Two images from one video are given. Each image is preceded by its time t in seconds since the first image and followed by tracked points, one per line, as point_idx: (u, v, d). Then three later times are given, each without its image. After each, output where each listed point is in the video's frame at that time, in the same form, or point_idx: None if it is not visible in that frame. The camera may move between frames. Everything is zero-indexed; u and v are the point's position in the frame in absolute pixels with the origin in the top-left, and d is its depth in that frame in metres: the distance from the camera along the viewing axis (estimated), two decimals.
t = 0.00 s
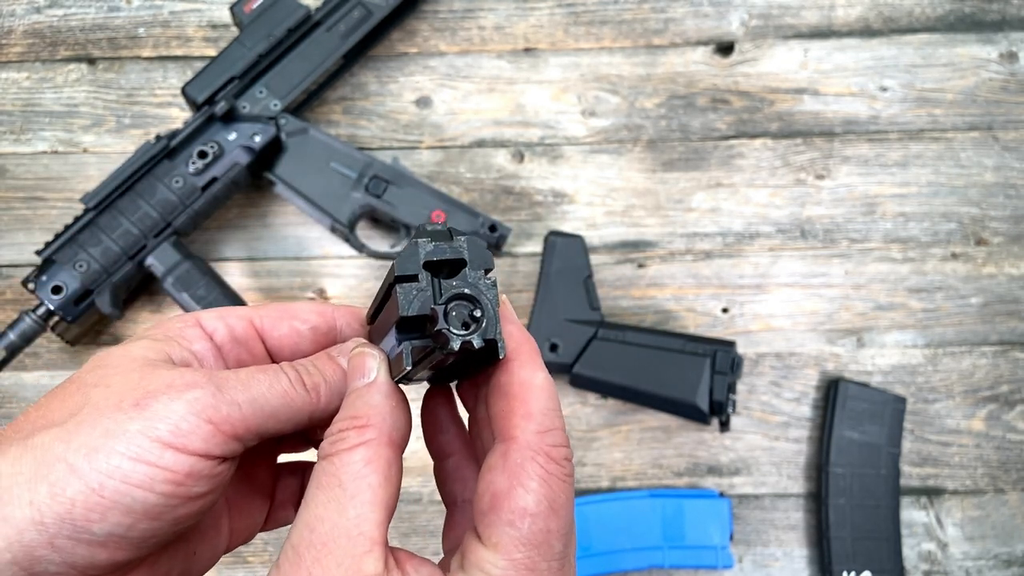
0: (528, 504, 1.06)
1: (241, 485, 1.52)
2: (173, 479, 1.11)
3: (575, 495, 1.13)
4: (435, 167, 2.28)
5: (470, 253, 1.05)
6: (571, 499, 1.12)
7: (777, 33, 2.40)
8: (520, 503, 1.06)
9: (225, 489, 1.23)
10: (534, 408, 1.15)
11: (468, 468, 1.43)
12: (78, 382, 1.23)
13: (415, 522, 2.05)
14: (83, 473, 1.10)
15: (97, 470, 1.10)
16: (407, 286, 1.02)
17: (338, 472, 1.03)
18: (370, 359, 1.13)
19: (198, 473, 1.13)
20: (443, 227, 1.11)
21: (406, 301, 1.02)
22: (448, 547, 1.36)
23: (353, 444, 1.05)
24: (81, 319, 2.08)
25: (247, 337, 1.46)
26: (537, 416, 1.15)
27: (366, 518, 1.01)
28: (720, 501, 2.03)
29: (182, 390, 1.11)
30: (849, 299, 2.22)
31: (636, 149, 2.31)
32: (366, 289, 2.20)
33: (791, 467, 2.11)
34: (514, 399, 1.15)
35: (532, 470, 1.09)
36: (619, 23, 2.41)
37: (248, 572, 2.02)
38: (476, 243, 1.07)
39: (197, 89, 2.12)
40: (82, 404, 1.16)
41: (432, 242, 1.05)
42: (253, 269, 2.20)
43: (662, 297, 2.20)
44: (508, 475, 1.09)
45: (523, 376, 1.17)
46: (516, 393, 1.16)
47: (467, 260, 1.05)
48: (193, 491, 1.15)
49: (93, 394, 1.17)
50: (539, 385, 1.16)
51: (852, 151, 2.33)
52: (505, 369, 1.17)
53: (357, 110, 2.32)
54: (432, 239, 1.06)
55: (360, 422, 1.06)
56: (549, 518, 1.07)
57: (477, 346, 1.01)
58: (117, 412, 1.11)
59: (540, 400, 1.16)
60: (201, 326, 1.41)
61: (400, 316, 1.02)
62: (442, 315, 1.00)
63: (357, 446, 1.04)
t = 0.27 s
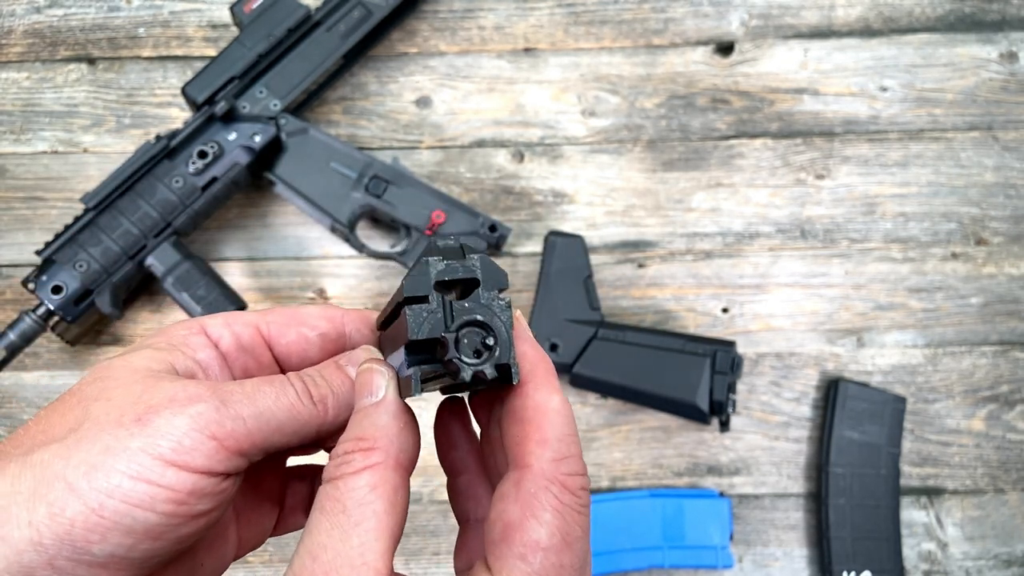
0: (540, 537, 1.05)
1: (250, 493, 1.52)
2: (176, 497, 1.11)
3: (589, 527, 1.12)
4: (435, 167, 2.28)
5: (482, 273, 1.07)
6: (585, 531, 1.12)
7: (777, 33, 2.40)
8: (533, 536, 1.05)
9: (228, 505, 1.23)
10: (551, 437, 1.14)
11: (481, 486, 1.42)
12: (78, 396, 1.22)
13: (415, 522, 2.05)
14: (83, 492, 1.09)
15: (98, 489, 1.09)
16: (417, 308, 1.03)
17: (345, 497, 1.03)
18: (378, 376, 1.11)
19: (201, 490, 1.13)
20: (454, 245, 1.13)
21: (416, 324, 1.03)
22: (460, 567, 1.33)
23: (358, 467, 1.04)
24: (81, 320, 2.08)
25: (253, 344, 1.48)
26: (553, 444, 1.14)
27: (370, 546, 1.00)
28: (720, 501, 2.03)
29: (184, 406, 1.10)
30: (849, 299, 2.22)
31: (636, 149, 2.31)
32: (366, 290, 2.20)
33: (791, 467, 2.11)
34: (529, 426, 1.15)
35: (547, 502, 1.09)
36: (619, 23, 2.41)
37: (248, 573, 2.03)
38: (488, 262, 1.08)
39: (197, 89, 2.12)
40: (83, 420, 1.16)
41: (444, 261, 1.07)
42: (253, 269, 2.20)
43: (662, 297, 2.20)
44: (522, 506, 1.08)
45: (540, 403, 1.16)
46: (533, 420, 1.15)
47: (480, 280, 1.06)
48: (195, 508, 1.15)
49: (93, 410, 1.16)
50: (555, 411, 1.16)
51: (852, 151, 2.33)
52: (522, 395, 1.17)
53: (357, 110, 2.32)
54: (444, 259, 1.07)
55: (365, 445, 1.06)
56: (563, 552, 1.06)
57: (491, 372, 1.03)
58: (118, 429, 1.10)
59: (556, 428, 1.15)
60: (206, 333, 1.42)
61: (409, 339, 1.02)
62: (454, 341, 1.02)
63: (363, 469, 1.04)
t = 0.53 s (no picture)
0: (562, 553, 1.07)
1: (267, 504, 1.52)
2: (198, 509, 1.11)
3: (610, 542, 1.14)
4: (436, 167, 2.28)
5: (504, 287, 1.05)
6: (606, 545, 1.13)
7: (777, 33, 2.40)
8: (554, 552, 1.07)
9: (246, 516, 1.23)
10: (572, 453, 1.15)
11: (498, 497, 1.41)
12: (99, 406, 1.22)
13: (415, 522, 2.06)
14: (106, 503, 1.08)
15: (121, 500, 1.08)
16: (438, 322, 1.01)
17: (364, 510, 1.03)
18: (399, 388, 1.11)
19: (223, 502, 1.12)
20: (475, 256, 1.10)
21: (437, 338, 1.01)
22: None
23: (378, 480, 1.05)
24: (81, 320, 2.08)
25: (273, 355, 1.48)
26: (574, 459, 1.15)
27: (390, 559, 1.00)
28: (720, 501, 2.03)
29: (207, 417, 1.10)
30: (849, 299, 2.22)
31: (636, 149, 2.31)
32: (366, 290, 2.20)
33: (790, 467, 2.11)
34: (551, 440, 1.16)
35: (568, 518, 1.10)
36: (619, 23, 2.41)
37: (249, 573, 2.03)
38: (511, 276, 1.06)
39: (196, 89, 2.11)
40: (104, 431, 1.15)
41: (466, 275, 1.04)
42: (253, 269, 2.21)
43: (662, 297, 2.20)
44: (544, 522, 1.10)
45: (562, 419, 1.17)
46: (554, 436, 1.16)
47: (502, 295, 1.04)
48: (217, 520, 1.15)
49: (115, 421, 1.15)
50: (577, 426, 1.17)
51: (852, 151, 2.33)
52: (544, 410, 1.17)
53: (357, 110, 2.32)
54: (465, 272, 1.05)
55: (384, 457, 1.06)
56: (584, 568, 1.08)
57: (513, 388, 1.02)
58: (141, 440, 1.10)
59: (578, 443, 1.16)
60: (224, 343, 1.41)
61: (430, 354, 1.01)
62: (477, 359, 1.00)
63: (383, 482, 1.05)
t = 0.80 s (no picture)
0: (575, 565, 1.07)
1: (282, 506, 1.52)
2: (213, 513, 1.10)
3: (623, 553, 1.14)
4: (436, 167, 2.28)
5: (520, 297, 1.05)
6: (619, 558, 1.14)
7: (777, 33, 2.40)
8: (567, 563, 1.07)
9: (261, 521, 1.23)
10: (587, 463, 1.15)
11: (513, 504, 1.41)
12: (115, 411, 1.21)
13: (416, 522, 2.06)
14: (122, 507, 1.08)
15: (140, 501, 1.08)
16: (454, 333, 1.01)
17: (378, 519, 1.03)
18: (412, 396, 1.11)
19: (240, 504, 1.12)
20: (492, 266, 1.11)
21: (453, 349, 1.01)
22: None
23: (392, 488, 1.05)
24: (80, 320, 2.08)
25: (287, 359, 1.48)
26: (588, 470, 1.15)
27: (402, 569, 0.99)
28: (720, 501, 2.03)
29: (222, 421, 1.10)
30: (849, 299, 2.22)
31: (635, 149, 2.31)
32: (366, 290, 2.20)
33: (790, 467, 2.11)
34: (565, 450, 1.16)
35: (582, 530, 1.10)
36: (619, 23, 2.41)
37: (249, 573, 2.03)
38: (526, 286, 1.06)
39: (196, 89, 2.11)
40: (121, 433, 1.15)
41: (481, 285, 1.04)
42: (253, 269, 2.21)
43: (663, 297, 2.20)
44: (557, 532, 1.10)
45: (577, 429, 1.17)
46: (569, 446, 1.16)
47: (517, 304, 1.04)
48: (232, 523, 1.14)
49: (132, 425, 1.15)
50: (591, 436, 1.16)
51: (852, 151, 2.33)
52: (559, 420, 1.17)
53: (357, 110, 2.32)
54: (481, 282, 1.05)
55: (399, 466, 1.07)
56: None
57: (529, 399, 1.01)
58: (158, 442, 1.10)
59: (592, 453, 1.16)
60: (241, 348, 1.42)
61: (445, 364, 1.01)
62: (494, 369, 0.99)
63: (396, 491, 1.05)
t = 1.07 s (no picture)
0: (568, 560, 1.07)
1: (298, 495, 1.52)
2: (220, 506, 1.11)
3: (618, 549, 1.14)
4: (436, 167, 2.28)
5: (513, 297, 1.06)
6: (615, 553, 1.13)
7: (777, 33, 2.41)
8: (561, 558, 1.07)
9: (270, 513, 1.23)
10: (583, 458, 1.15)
11: (520, 500, 1.40)
12: (126, 406, 1.22)
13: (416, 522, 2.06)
14: (131, 500, 1.09)
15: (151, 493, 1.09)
16: (446, 333, 1.02)
17: (376, 514, 1.03)
18: (413, 393, 1.11)
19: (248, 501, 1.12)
20: (486, 264, 1.13)
21: (445, 349, 1.02)
22: None
23: (389, 483, 1.05)
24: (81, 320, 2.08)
25: (296, 353, 1.46)
26: (585, 464, 1.15)
27: (398, 563, 0.99)
28: (720, 501, 2.03)
29: (228, 415, 1.10)
30: (849, 299, 2.22)
31: (636, 149, 2.31)
32: (366, 290, 2.21)
33: (790, 467, 2.11)
34: (562, 444, 1.15)
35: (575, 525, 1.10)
36: (619, 24, 2.41)
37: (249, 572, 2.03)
38: (519, 284, 1.08)
39: (196, 89, 2.12)
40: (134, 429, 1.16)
41: (475, 285, 1.06)
42: (253, 269, 2.21)
43: (662, 297, 2.20)
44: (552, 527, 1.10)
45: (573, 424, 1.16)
46: (565, 440, 1.15)
47: (510, 303, 1.06)
48: (239, 516, 1.15)
49: (143, 419, 1.16)
50: (588, 431, 1.16)
51: (852, 151, 2.33)
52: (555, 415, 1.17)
53: (357, 110, 2.32)
54: (474, 282, 1.07)
55: (398, 461, 1.06)
56: None
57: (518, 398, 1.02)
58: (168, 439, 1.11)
59: (588, 448, 1.16)
60: (250, 342, 1.42)
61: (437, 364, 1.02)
62: (483, 369, 1.00)
63: (394, 485, 1.05)
